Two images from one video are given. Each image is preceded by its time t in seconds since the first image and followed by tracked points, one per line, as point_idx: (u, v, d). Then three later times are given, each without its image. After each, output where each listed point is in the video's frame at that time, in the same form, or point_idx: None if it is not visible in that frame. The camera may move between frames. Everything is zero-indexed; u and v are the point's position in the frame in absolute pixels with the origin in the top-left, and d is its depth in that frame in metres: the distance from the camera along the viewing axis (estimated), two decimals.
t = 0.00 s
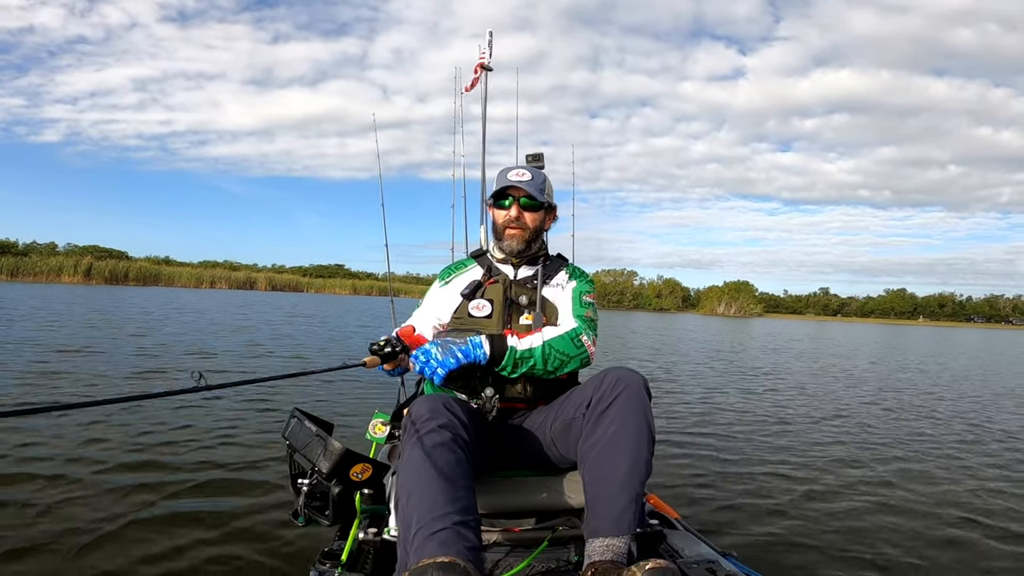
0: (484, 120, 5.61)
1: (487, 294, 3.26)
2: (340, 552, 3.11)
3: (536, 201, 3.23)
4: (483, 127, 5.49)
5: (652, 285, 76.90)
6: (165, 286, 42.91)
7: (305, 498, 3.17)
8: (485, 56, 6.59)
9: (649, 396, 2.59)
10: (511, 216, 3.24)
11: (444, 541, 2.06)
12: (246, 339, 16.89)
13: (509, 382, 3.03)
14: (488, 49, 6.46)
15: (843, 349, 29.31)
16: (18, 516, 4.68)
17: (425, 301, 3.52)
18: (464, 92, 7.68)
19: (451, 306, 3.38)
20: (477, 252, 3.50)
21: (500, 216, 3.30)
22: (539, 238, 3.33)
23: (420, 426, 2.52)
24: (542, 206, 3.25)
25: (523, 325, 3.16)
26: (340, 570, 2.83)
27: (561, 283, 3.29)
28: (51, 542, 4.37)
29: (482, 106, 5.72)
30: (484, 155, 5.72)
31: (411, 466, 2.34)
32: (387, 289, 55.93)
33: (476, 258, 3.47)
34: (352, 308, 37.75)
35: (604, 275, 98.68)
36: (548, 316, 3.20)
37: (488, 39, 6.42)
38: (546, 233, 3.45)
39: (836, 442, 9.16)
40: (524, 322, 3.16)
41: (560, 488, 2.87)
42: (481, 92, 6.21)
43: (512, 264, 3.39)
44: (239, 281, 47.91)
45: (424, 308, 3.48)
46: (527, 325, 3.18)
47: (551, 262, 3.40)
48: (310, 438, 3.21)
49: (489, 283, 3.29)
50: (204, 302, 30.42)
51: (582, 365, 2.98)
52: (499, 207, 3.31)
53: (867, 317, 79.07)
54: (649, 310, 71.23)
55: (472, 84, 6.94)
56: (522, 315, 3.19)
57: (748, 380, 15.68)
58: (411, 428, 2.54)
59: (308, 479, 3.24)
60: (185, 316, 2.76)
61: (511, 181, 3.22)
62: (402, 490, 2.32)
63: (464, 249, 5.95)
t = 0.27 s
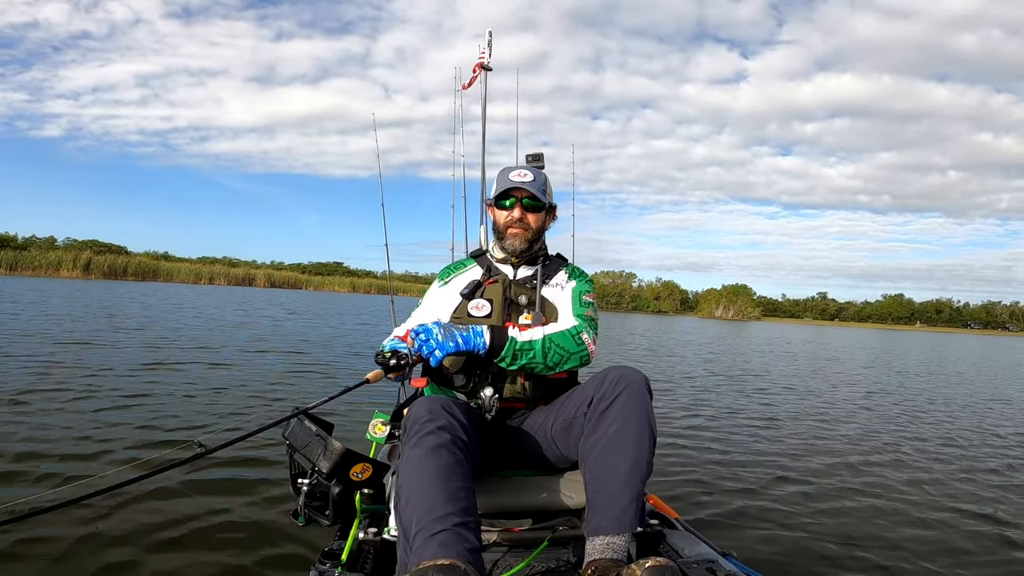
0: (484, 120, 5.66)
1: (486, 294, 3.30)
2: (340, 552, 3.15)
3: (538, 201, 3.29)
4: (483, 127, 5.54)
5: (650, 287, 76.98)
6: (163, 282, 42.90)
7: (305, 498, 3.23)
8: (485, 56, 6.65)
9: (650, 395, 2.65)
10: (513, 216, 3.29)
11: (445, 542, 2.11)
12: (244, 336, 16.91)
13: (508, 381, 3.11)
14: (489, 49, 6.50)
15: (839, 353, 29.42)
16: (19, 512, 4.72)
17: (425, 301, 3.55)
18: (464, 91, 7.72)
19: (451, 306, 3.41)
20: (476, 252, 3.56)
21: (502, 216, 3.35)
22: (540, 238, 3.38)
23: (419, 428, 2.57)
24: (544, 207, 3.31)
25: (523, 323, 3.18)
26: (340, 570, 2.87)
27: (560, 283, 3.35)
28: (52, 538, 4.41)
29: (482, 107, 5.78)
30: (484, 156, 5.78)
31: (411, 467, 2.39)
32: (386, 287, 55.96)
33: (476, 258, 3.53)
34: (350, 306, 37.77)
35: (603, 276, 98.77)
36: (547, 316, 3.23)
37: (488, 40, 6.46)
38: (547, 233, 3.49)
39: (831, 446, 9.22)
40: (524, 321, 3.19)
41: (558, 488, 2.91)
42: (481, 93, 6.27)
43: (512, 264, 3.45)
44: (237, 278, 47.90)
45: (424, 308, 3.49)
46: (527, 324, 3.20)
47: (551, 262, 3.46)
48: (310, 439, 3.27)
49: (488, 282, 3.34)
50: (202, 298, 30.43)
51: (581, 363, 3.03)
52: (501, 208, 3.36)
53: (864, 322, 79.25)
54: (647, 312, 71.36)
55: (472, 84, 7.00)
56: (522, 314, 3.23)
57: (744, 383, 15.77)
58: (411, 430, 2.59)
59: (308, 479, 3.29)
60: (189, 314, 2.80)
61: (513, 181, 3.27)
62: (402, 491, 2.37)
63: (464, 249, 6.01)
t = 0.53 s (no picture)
0: (484, 121, 5.69)
1: (484, 294, 3.33)
2: (340, 552, 3.17)
3: (536, 201, 3.31)
4: (483, 128, 5.57)
5: (649, 288, 77.03)
6: (161, 279, 42.91)
7: (305, 499, 3.24)
8: (485, 56, 6.67)
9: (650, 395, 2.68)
10: (511, 215, 3.32)
11: (444, 543, 2.12)
12: (243, 334, 16.91)
13: (505, 382, 3.13)
14: (488, 49, 6.53)
15: (835, 356, 29.52)
16: (20, 507, 4.74)
17: (423, 300, 3.55)
18: (463, 91, 7.74)
19: (449, 305, 3.39)
20: (475, 252, 3.57)
21: (500, 216, 3.37)
22: (539, 238, 3.41)
23: (419, 430, 2.59)
24: (543, 207, 3.34)
25: (520, 323, 3.22)
26: (340, 570, 2.89)
27: (558, 283, 3.37)
28: (52, 534, 4.43)
29: (483, 108, 5.81)
30: (485, 156, 5.81)
31: (411, 468, 2.41)
32: (384, 287, 55.96)
33: (474, 258, 3.53)
34: (349, 305, 37.79)
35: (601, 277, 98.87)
36: (545, 315, 3.27)
37: (488, 40, 6.49)
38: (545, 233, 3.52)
39: (828, 448, 9.26)
40: (522, 320, 3.23)
41: (558, 488, 2.94)
42: (481, 93, 6.29)
43: (511, 264, 3.46)
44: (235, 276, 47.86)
45: (422, 307, 3.51)
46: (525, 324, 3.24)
47: (549, 262, 3.48)
48: (310, 439, 3.29)
49: (486, 282, 3.37)
50: (200, 296, 30.44)
51: (577, 362, 3.06)
52: (499, 207, 3.38)
53: (862, 325, 79.37)
54: (646, 313, 71.45)
55: (473, 84, 7.03)
56: (519, 314, 3.27)
57: (741, 385, 15.81)
58: (410, 431, 2.61)
59: (308, 479, 3.31)
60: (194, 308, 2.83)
61: (512, 181, 3.29)
62: (402, 493, 2.39)
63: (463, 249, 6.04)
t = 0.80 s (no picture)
0: (484, 121, 5.71)
1: (483, 294, 3.36)
2: (340, 552, 3.19)
3: (533, 200, 3.31)
4: (483, 128, 5.58)
5: (648, 289, 77.05)
6: (161, 278, 42.89)
7: (305, 498, 3.27)
8: (485, 56, 6.70)
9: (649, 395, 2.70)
10: (509, 215, 3.33)
11: (444, 543, 2.14)
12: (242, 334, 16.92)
13: (505, 381, 3.14)
14: (488, 49, 6.55)
15: (834, 356, 29.55)
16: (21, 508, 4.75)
17: (422, 300, 3.58)
18: (463, 91, 7.76)
19: (448, 305, 3.42)
20: (474, 252, 3.58)
21: (498, 215, 3.39)
22: (536, 237, 3.42)
23: (419, 430, 2.61)
24: (540, 205, 3.34)
25: (520, 322, 3.24)
26: (340, 570, 2.91)
27: (557, 283, 3.38)
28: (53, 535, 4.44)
29: (482, 107, 5.82)
30: (485, 156, 5.83)
31: (411, 468, 2.43)
32: (384, 287, 55.94)
33: (473, 258, 3.55)
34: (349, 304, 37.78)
35: (600, 277, 98.94)
36: (544, 314, 3.29)
37: (488, 40, 6.51)
38: (544, 232, 3.54)
39: (826, 449, 9.29)
40: (521, 320, 3.25)
41: (558, 488, 2.96)
42: (481, 92, 6.31)
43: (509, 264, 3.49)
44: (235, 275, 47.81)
45: (422, 306, 3.53)
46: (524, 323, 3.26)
47: (548, 261, 3.50)
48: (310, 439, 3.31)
49: (486, 283, 3.39)
50: (200, 296, 30.43)
51: (577, 362, 3.09)
52: (497, 207, 3.39)
53: (861, 325, 79.41)
54: (645, 314, 71.46)
55: (472, 84, 7.05)
56: (519, 313, 3.29)
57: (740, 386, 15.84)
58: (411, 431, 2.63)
59: (308, 479, 3.33)
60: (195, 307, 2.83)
61: (508, 181, 3.30)
62: (402, 492, 2.41)
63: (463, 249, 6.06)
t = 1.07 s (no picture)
0: (484, 121, 5.71)
1: (483, 294, 3.36)
2: (340, 552, 3.19)
3: (529, 199, 3.30)
4: (484, 128, 5.59)
5: (647, 288, 77.07)
6: (161, 279, 42.87)
7: (305, 498, 3.27)
8: (485, 56, 6.70)
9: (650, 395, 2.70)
10: (505, 214, 3.34)
11: (445, 543, 2.15)
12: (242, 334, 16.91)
13: (505, 381, 3.14)
14: (488, 49, 6.55)
15: (834, 355, 29.56)
16: (21, 509, 4.75)
17: (422, 300, 3.58)
18: (464, 91, 7.76)
19: (447, 306, 3.42)
20: (473, 252, 3.59)
21: (496, 215, 3.40)
22: (534, 237, 3.42)
23: (419, 430, 2.61)
24: (537, 205, 3.34)
25: (520, 322, 3.24)
26: (340, 570, 2.91)
27: (557, 283, 3.38)
28: (54, 535, 4.44)
29: (483, 108, 5.83)
30: (485, 155, 5.83)
31: (412, 468, 2.43)
32: (384, 287, 55.94)
33: (473, 258, 3.55)
34: (348, 305, 37.77)
35: (600, 276, 98.99)
36: (544, 314, 3.29)
37: (488, 40, 6.51)
38: (542, 231, 3.53)
39: (826, 448, 9.29)
40: (521, 319, 3.25)
41: (558, 488, 2.96)
42: (481, 92, 6.30)
43: (509, 264, 3.49)
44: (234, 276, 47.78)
45: (422, 307, 3.53)
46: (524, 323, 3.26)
47: (548, 261, 3.50)
48: (310, 439, 3.31)
49: (485, 283, 3.39)
50: (200, 296, 30.44)
51: (577, 362, 3.09)
52: (494, 207, 3.41)
53: (860, 324, 79.45)
54: (645, 313, 71.47)
55: (473, 84, 7.05)
56: (519, 313, 3.29)
57: (740, 385, 15.84)
58: (411, 432, 2.64)
59: (308, 479, 3.34)
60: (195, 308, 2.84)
61: (505, 180, 3.30)
62: (402, 492, 2.41)
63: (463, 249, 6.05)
